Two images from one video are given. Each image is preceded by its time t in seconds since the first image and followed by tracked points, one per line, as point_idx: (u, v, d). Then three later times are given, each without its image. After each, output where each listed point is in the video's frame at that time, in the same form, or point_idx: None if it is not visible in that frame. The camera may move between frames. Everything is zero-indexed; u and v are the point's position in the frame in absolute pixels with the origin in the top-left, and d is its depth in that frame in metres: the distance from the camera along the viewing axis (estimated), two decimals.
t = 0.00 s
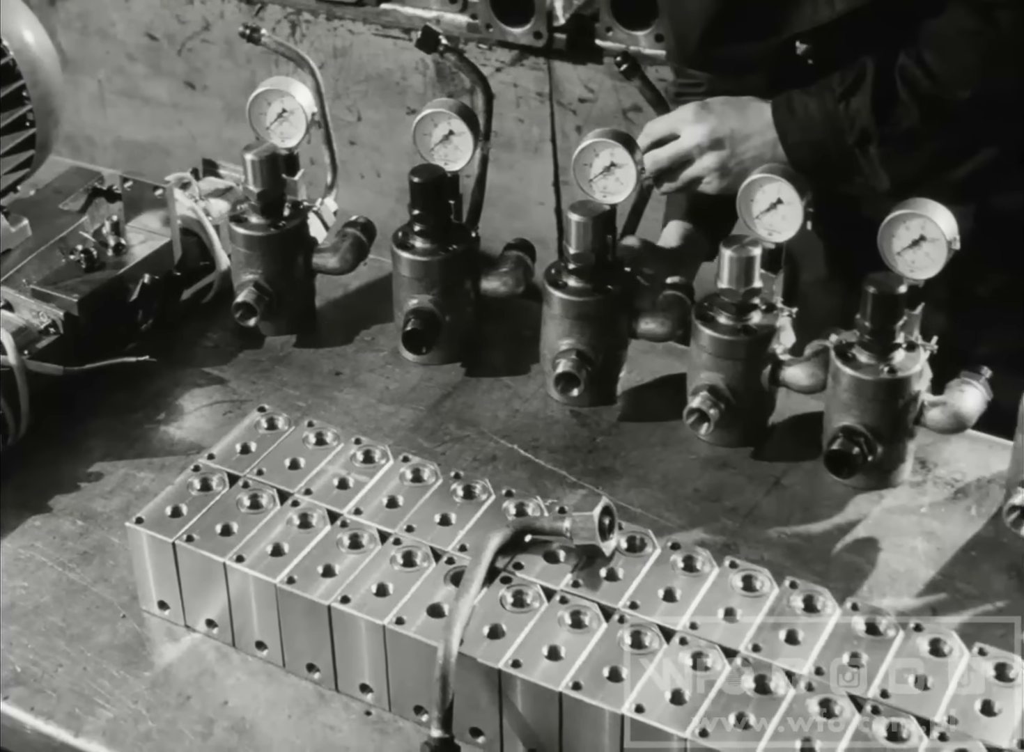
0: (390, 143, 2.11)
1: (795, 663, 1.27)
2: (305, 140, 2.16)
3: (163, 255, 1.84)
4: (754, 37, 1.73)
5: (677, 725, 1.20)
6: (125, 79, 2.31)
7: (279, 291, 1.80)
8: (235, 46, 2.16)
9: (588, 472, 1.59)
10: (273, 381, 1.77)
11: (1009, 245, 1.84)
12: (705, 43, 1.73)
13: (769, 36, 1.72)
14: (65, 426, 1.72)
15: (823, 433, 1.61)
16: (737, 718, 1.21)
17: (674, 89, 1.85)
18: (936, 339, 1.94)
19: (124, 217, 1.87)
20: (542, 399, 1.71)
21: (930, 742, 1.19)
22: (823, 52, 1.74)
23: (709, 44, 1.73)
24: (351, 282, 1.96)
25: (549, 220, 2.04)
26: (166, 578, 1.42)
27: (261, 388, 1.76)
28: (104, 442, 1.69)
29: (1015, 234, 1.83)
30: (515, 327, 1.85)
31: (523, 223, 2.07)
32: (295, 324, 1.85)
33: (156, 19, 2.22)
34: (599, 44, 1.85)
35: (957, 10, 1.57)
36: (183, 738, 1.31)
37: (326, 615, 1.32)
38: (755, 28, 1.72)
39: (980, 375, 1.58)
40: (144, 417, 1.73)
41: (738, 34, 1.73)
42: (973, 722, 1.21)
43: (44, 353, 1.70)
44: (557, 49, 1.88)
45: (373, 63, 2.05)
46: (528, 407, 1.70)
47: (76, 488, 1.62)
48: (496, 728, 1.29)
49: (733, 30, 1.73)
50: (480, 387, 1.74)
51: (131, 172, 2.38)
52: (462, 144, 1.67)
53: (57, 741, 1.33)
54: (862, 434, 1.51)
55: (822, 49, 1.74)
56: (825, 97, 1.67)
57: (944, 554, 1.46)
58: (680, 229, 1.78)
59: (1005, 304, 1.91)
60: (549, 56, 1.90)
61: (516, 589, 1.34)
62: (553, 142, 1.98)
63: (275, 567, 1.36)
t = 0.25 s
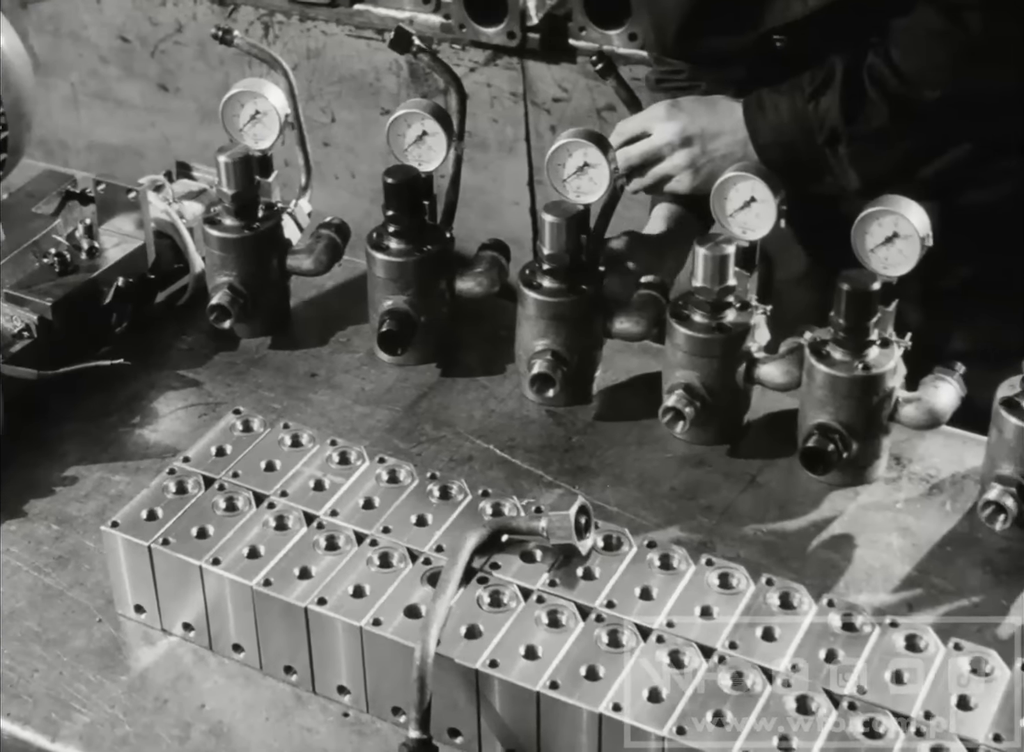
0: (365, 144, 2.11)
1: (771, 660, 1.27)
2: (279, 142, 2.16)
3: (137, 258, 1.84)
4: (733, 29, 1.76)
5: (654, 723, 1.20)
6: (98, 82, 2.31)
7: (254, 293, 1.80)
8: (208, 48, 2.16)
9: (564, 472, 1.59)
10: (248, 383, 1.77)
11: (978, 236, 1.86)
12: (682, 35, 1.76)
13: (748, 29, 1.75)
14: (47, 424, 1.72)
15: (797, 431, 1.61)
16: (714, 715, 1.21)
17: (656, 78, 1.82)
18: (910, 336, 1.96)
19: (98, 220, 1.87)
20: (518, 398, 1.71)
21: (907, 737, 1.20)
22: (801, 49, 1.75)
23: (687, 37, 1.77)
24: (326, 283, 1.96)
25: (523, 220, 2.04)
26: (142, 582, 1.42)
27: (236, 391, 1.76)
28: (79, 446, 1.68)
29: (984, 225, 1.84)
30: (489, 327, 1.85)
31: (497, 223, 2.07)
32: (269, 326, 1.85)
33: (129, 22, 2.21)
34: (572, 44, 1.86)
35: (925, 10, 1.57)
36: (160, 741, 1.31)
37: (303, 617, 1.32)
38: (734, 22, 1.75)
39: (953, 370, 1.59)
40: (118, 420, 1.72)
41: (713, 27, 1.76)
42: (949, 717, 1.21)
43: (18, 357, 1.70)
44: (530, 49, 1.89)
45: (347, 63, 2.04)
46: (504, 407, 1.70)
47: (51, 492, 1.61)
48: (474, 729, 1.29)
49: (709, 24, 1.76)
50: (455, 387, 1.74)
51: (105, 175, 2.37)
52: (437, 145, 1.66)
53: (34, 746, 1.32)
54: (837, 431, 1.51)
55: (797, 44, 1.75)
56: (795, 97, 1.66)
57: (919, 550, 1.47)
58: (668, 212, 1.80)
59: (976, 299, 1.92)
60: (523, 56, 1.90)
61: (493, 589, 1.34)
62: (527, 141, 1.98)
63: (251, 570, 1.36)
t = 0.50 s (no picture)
0: (348, 145, 2.11)
1: (756, 659, 1.27)
2: (261, 143, 2.16)
3: (120, 260, 1.83)
4: (713, 30, 1.76)
5: (639, 722, 1.20)
6: (80, 84, 2.30)
7: (237, 295, 1.80)
8: (190, 49, 2.15)
9: (548, 471, 1.59)
10: (232, 385, 1.76)
11: (954, 241, 1.87)
12: (667, 40, 1.76)
13: (729, 29, 1.75)
14: (32, 426, 1.71)
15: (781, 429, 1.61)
16: (700, 714, 1.21)
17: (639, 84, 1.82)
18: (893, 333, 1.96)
19: (80, 223, 1.87)
20: (502, 398, 1.71)
21: (892, 734, 1.20)
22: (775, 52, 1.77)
23: (670, 42, 1.77)
24: (309, 284, 1.96)
25: (507, 220, 2.04)
26: (126, 585, 1.42)
27: (220, 393, 1.76)
28: (62, 449, 1.68)
29: (960, 230, 1.86)
30: (473, 328, 1.85)
31: (480, 223, 2.07)
32: (252, 327, 1.84)
33: (110, 24, 2.21)
34: (555, 43, 1.86)
35: (902, 9, 1.61)
36: (145, 744, 1.30)
37: (288, 619, 1.32)
38: (713, 22, 1.75)
39: (936, 367, 1.59)
40: (102, 423, 1.72)
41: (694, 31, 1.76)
42: (934, 713, 1.22)
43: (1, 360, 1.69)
44: (512, 49, 1.89)
45: (329, 64, 2.04)
46: (488, 407, 1.70)
47: (35, 496, 1.61)
48: (459, 730, 1.29)
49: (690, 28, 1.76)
50: (439, 388, 1.74)
51: (88, 177, 2.37)
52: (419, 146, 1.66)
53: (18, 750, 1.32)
54: (821, 429, 1.51)
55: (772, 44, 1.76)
56: (772, 91, 1.69)
57: (903, 547, 1.47)
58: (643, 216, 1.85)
59: (959, 297, 1.92)
60: (505, 56, 1.90)
61: (477, 589, 1.34)
62: (510, 142, 1.99)
63: (235, 572, 1.36)
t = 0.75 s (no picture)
0: (331, 145, 2.11)
1: (741, 657, 1.27)
2: (244, 145, 2.16)
3: (103, 262, 1.83)
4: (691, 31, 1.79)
5: (625, 721, 1.20)
6: (62, 86, 2.30)
7: (221, 296, 1.79)
8: (172, 51, 2.15)
9: (533, 471, 1.59)
10: (216, 386, 1.76)
11: (937, 237, 1.88)
12: (646, 39, 1.76)
13: (709, 29, 1.78)
14: (15, 430, 1.71)
15: (766, 427, 1.61)
16: (685, 712, 1.21)
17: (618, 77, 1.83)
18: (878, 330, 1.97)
19: (63, 225, 1.86)
20: (486, 398, 1.71)
21: (878, 731, 1.20)
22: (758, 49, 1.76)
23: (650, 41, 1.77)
24: (293, 285, 1.96)
25: (490, 220, 2.04)
26: (110, 588, 1.41)
27: (204, 394, 1.75)
28: (46, 451, 1.67)
29: (943, 227, 1.87)
30: (457, 327, 1.85)
31: (464, 223, 2.07)
32: (236, 329, 1.84)
33: (92, 26, 2.20)
34: (538, 43, 1.86)
35: None
36: (130, 747, 1.30)
37: (273, 620, 1.32)
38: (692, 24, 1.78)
39: (920, 364, 1.59)
40: (86, 426, 1.71)
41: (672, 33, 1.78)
42: (920, 710, 1.22)
43: None
44: (495, 49, 1.89)
45: (311, 65, 2.04)
46: (473, 407, 1.70)
47: (19, 498, 1.60)
48: (445, 730, 1.29)
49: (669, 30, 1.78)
50: (424, 388, 1.74)
51: (70, 179, 2.36)
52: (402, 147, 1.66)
53: None
54: (805, 427, 1.51)
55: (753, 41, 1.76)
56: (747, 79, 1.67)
57: (888, 544, 1.47)
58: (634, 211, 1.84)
59: (944, 295, 1.93)
60: (488, 56, 1.91)
61: (463, 589, 1.34)
62: (494, 141, 1.98)
63: (220, 574, 1.36)
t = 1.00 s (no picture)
0: (325, 146, 2.11)
1: (736, 656, 1.27)
2: (239, 145, 2.16)
3: (97, 263, 1.83)
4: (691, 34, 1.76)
5: (620, 721, 1.20)
6: (56, 86, 2.30)
7: (215, 298, 1.79)
8: (166, 51, 2.15)
9: (528, 471, 1.59)
10: (210, 387, 1.76)
11: (932, 236, 1.88)
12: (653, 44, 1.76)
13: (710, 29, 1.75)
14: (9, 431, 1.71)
15: (760, 426, 1.61)
16: (680, 712, 1.21)
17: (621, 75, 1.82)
18: (873, 328, 1.97)
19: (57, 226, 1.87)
20: (481, 398, 1.71)
21: (873, 730, 1.20)
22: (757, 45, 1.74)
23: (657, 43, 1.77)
24: (287, 285, 1.96)
25: (485, 219, 2.05)
26: (105, 589, 1.41)
27: (198, 395, 1.75)
28: (41, 453, 1.67)
29: (937, 225, 1.87)
30: (451, 327, 1.85)
31: (459, 223, 2.08)
32: (231, 330, 1.84)
33: (86, 26, 2.20)
34: (532, 43, 1.86)
35: None
36: (125, 748, 1.30)
37: (267, 621, 1.32)
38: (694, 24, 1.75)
39: (915, 364, 1.59)
40: (80, 427, 1.71)
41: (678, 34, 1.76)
42: (914, 710, 1.22)
43: None
44: (489, 48, 1.89)
45: (305, 65, 2.04)
46: (467, 407, 1.70)
47: (14, 500, 1.60)
48: (440, 730, 1.29)
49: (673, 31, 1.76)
50: (418, 388, 1.74)
51: (64, 180, 2.36)
52: (395, 148, 1.66)
53: None
54: (800, 426, 1.51)
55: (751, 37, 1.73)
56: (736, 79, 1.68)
57: (882, 543, 1.47)
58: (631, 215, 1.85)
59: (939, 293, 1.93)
60: (482, 56, 1.91)
61: (457, 590, 1.34)
62: (488, 141, 1.99)
63: (214, 574, 1.36)
